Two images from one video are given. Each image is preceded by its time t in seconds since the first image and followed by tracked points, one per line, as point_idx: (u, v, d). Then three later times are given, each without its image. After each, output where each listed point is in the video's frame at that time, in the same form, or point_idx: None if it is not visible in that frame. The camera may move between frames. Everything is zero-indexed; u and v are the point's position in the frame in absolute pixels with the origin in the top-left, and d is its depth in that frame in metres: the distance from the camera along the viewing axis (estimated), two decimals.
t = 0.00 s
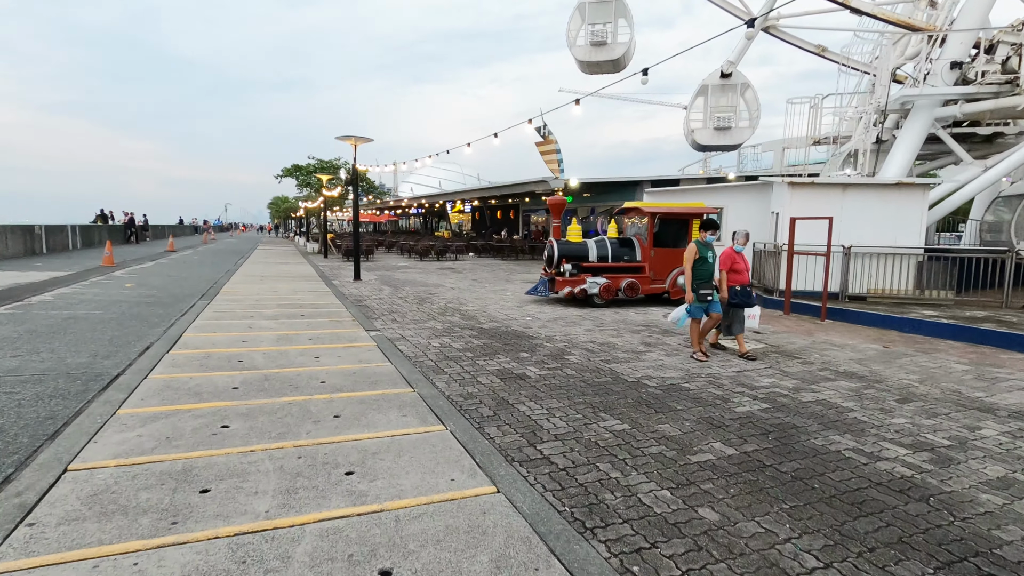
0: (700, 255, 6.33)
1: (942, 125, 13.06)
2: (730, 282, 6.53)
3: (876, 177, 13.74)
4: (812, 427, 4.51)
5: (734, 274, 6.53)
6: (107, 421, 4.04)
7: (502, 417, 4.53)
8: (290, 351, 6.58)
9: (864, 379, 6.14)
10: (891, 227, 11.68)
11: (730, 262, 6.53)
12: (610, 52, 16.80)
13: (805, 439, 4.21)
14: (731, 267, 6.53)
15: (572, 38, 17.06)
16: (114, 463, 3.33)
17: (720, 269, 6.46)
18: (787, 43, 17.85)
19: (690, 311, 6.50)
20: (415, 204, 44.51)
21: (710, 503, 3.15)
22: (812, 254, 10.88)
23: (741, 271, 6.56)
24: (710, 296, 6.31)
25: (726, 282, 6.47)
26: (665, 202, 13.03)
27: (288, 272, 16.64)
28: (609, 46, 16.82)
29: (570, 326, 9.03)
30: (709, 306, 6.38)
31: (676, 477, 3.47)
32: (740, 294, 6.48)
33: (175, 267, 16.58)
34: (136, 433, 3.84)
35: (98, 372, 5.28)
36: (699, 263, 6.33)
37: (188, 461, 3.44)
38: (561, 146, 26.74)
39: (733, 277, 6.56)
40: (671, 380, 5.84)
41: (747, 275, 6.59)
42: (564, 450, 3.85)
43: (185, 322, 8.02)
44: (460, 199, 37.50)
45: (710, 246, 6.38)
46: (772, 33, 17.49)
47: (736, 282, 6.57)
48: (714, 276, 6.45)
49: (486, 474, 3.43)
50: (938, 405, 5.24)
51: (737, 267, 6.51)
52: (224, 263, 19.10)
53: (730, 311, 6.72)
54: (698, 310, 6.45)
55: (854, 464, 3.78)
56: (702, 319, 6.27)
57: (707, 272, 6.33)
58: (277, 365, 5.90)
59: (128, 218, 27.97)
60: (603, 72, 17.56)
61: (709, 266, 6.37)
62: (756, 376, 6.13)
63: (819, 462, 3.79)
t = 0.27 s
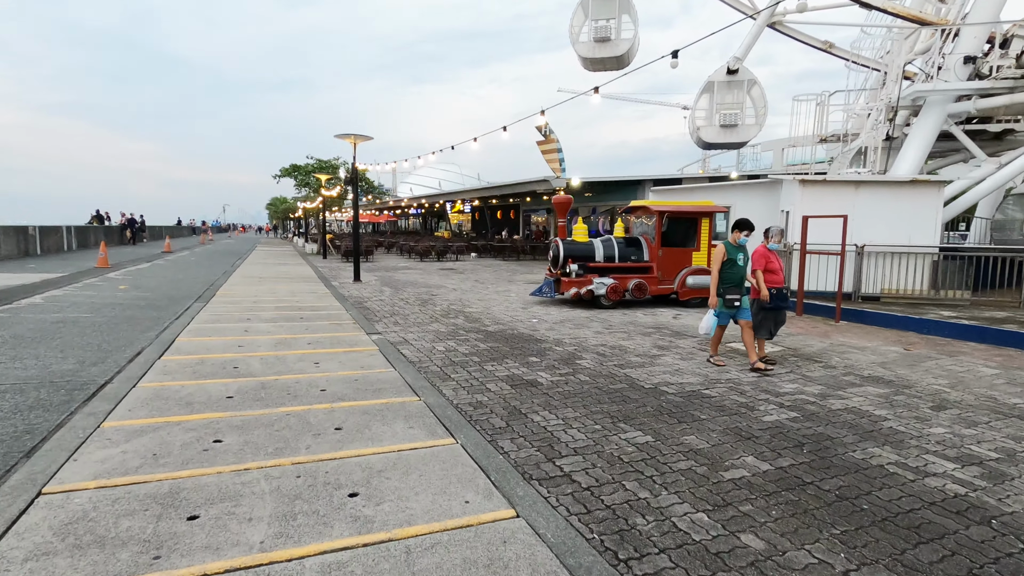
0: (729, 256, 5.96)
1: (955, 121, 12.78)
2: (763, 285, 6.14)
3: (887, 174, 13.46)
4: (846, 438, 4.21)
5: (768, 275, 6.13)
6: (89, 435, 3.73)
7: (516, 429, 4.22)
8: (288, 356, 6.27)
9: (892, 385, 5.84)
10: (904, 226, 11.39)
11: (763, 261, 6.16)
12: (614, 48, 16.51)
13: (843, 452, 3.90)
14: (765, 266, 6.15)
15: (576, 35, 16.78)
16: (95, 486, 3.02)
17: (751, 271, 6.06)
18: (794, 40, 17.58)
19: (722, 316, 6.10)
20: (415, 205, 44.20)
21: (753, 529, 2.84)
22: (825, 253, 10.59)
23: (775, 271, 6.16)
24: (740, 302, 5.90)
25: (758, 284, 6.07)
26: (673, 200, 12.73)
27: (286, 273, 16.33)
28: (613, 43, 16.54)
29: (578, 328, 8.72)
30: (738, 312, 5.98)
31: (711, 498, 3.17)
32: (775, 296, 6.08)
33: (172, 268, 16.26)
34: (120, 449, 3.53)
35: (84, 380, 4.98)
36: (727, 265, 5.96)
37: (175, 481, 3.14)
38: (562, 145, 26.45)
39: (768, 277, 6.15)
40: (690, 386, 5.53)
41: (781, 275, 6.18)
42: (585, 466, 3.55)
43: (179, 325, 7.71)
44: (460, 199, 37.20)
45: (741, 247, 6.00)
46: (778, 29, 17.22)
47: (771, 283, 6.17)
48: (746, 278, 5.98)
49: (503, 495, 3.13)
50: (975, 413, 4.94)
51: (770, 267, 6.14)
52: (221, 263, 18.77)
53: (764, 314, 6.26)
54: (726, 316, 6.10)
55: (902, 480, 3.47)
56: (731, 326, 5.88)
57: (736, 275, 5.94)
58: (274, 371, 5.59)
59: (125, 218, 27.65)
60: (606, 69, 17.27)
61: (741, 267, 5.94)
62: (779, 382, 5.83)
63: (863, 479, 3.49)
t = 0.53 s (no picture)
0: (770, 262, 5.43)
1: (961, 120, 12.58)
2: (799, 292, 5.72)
3: (892, 174, 13.24)
4: (881, 457, 3.92)
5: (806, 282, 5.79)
6: (59, 463, 3.38)
7: (527, 449, 3.90)
8: (280, 367, 5.93)
9: (916, 394, 5.57)
10: (912, 226, 11.15)
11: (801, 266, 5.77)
12: (614, 46, 16.24)
13: (882, 474, 3.61)
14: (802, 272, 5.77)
15: (575, 32, 16.49)
16: (60, 525, 2.69)
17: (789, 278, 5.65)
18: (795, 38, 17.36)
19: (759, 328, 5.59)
20: (410, 205, 43.82)
21: (799, 570, 2.55)
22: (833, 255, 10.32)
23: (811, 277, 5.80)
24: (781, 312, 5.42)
25: (798, 291, 5.66)
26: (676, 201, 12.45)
27: (280, 276, 15.94)
28: (613, 40, 16.25)
29: (583, 334, 8.42)
30: (779, 322, 5.49)
31: (748, 531, 2.87)
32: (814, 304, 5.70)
33: (161, 271, 15.84)
34: (93, 479, 3.19)
35: (60, 397, 4.63)
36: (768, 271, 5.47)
37: (151, 518, 2.80)
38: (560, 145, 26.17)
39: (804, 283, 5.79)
40: (707, 398, 5.23)
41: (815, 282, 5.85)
42: (605, 493, 3.24)
43: (167, 333, 7.35)
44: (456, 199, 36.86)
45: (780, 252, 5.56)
46: (780, 27, 16.99)
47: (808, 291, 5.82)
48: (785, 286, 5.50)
49: (519, 531, 2.82)
50: (1009, 426, 4.67)
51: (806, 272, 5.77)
52: (213, 266, 18.33)
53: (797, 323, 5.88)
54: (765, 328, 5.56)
55: (951, 507, 3.19)
56: (774, 339, 5.38)
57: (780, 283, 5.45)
58: (266, 384, 5.25)
59: (115, 220, 27.15)
60: (606, 68, 16.99)
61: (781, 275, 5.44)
62: (798, 392, 5.54)
63: (909, 505, 3.19)
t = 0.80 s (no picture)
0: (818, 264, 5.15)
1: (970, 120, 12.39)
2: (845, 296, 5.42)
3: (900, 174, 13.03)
4: (925, 473, 3.64)
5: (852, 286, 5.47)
6: (35, 486, 3.07)
7: (545, 468, 3.61)
8: (278, 376, 5.62)
9: (946, 403, 5.31)
10: (923, 227, 10.92)
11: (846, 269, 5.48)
12: (616, 46, 16.01)
13: (931, 494, 3.34)
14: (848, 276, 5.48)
15: (577, 31, 16.25)
16: (30, 563, 2.38)
17: (834, 281, 5.39)
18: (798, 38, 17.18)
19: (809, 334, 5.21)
20: (408, 208, 43.50)
21: None
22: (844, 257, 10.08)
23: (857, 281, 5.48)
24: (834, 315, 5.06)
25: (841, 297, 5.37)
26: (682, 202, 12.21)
27: (276, 280, 15.60)
28: (615, 40, 16.02)
29: (591, 339, 8.14)
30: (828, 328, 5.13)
31: (800, 563, 2.59)
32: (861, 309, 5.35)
33: (155, 275, 15.48)
34: (71, 505, 2.88)
35: (41, 411, 4.31)
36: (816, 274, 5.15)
37: (132, 553, 2.50)
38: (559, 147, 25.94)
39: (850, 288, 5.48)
40: (730, 408, 4.95)
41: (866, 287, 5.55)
42: (636, 519, 2.96)
43: (158, 341, 7.02)
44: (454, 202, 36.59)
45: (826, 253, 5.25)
46: (783, 27, 16.81)
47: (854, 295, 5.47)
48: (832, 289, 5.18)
49: (547, 565, 2.52)
50: None
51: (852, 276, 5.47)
52: (208, 270, 17.97)
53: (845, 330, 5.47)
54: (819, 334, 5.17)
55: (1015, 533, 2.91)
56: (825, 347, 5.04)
57: (828, 284, 5.19)
58: (262, 396, 4.95)
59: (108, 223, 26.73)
60: (607, 67, 16.76)
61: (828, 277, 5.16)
62: (824, 401, 5.26)
63: (968, 531, 2.92)
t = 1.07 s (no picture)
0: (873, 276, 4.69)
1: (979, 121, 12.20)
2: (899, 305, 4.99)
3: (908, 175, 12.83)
4: (975, 498, 3.37)
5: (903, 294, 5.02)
6: (4, 523, 2.77)
7: (565, 495, 3.32)
8: (273, 389, 5.34)
9: (977, 415, 5.06)
10: (934, 230, 10.71)
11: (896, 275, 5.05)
12: (618, 45, 15.77)
13: (985, 524, 3.07)
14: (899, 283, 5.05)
15: (578, 31, 16.02)
16: None
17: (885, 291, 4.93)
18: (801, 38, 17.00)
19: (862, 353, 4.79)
20: (405, 209, 43.20)
21: None
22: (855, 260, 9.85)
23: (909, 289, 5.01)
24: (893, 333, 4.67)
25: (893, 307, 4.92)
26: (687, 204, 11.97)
27: (271, 284, 15.30)
28: (617, 39, 15.78)
29: (598, 346, 7.88)
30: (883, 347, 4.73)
31: None
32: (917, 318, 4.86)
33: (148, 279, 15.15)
34: (42, 546, 2.58)
35: (18, 430, 4.01)
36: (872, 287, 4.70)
37: None
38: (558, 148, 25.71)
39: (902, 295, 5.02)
40: (754, 423, 4.68)
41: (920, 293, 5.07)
42: (671, 557, 2.68)
43: (148, 350, 6.71)
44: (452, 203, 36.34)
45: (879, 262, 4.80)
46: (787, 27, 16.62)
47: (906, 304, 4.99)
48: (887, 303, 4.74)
49: None
50: None
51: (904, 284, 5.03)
52: (202, 273, 17.63)
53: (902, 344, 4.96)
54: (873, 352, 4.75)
55: None
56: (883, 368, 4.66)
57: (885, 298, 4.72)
58: (258, 411, 4.66)
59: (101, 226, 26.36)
60: (609, 68, 16.53)
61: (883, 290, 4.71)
62: (851, 414, 5.00)
63: None
